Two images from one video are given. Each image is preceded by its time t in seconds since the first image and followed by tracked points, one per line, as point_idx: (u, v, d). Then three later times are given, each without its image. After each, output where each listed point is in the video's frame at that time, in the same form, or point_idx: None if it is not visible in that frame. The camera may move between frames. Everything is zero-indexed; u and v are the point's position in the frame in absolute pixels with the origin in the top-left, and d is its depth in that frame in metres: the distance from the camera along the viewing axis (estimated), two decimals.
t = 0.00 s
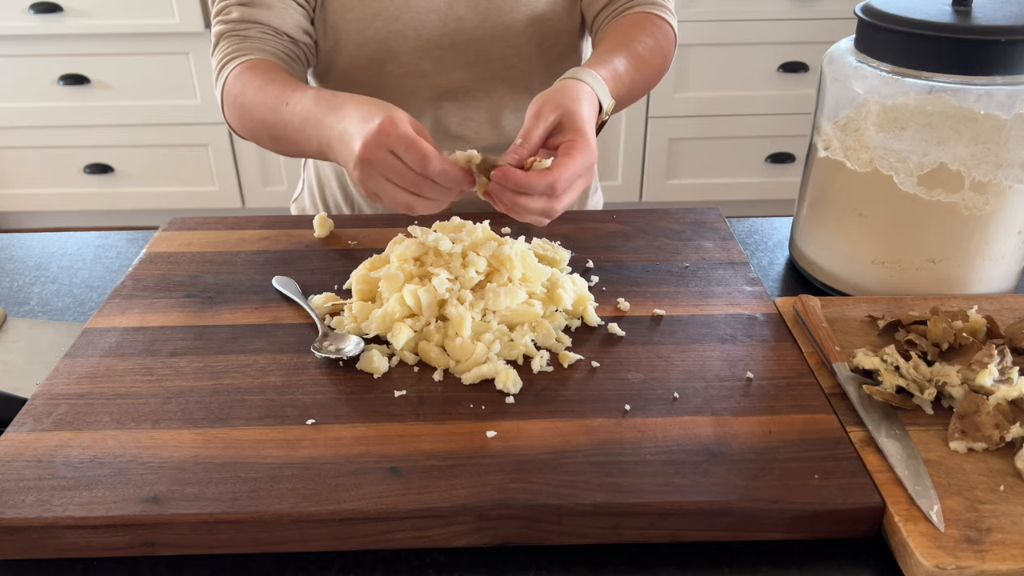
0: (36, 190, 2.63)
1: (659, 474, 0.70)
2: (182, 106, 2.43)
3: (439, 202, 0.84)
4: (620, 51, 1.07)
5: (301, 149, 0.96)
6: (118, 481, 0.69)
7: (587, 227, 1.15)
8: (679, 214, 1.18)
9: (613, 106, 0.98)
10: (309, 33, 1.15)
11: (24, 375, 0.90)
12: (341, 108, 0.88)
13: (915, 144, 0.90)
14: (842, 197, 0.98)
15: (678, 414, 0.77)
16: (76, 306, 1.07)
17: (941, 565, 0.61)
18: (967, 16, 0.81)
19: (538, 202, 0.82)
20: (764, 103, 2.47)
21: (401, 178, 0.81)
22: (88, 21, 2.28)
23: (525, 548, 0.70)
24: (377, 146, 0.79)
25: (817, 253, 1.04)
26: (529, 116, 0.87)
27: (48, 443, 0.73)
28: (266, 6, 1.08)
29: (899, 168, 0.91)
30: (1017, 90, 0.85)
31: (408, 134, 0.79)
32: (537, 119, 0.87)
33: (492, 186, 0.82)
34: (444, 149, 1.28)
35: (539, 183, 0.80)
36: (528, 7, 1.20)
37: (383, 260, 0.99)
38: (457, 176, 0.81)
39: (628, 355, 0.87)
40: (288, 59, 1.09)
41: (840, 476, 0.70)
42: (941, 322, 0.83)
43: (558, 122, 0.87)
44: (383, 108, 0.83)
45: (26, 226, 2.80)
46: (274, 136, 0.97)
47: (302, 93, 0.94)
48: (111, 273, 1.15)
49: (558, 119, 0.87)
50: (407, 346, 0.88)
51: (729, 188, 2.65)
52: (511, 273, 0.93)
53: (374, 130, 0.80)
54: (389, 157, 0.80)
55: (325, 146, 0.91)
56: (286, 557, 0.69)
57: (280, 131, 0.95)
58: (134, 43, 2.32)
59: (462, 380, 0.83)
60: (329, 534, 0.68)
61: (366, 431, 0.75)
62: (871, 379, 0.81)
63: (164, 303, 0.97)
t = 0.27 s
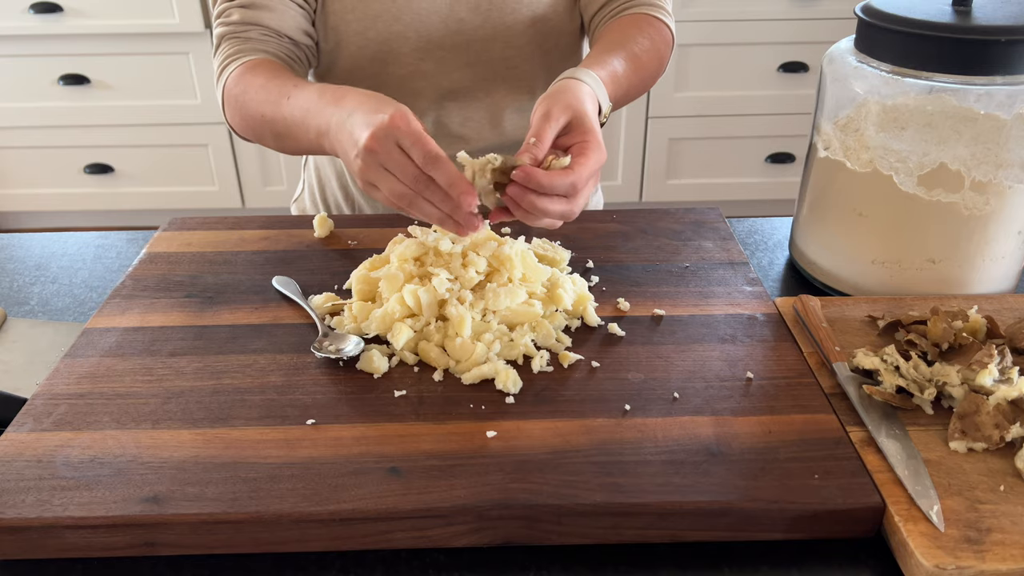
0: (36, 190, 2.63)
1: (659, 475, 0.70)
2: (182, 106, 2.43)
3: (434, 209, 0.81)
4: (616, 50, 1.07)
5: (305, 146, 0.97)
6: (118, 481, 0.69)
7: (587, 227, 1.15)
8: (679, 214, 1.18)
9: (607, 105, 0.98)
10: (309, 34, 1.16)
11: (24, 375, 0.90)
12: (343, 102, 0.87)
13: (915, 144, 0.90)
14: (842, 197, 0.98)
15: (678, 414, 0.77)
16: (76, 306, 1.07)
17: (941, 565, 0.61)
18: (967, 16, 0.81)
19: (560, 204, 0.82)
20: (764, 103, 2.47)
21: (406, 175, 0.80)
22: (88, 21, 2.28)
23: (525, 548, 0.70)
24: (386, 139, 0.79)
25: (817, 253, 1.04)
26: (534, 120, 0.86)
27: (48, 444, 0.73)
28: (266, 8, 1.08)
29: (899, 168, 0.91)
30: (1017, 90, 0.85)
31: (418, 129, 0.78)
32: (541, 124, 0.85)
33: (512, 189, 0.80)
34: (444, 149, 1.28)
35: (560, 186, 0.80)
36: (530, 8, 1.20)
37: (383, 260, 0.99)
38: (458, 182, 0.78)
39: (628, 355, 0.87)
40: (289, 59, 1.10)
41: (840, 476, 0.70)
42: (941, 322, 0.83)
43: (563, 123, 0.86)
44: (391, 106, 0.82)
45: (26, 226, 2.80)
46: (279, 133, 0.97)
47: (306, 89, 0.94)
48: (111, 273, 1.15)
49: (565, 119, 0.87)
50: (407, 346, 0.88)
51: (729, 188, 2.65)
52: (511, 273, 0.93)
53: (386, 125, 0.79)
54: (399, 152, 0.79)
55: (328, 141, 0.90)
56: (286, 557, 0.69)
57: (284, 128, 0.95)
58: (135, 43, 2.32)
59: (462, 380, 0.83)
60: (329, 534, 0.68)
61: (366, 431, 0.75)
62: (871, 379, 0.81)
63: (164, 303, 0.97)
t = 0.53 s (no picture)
0: (36, 190, 2.63)
1: (659, 475, 0.70)
2: (182, 106, 2.44)
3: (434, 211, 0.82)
4: (610, 47, 1.07)
5: (318, 150, 0.97)
6: (118, 481, 0.69)
7: (587, 227, 1.15)
8: (679, 214, 1.18)
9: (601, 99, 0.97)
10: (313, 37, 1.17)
11: (24, 375, 0.90)
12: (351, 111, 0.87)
13: (916, 144, 0.90)
14: (842, 197, 0.98)
15: (678, 414, 0.77)
16: (76, 307, 1.07)
17: (941, 565, 0.61)
18: (967, 16, 0.81)
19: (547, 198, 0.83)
20: (764, 103, 2.47)
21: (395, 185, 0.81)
22: (88, 21, 2.28)
23: (525, 548, 0.70)
24: (373, 154, 0.80)
25: (817, 253, 1.04)
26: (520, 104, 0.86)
27: (48, 443, 0.73)
28: (271, 14, 1.09)
29: (899, 168, 0.91)
30: (1017, 90, 0.85)
31: (402, 143, 0.78)
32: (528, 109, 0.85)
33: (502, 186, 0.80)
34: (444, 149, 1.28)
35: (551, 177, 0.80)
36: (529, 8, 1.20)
37: (383, 260, 0.99)
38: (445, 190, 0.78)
39: (628, 355, 0.87)
40: (295, 64, 1.11)
41: (840, 476, 0.70)
42: (941, 322, 0.83)
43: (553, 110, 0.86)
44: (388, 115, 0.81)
45: (26, 226, 2.80)
46: (290, 138, 0.98)
47: (315, 96, 0.94)
48: (111, 273, 1.15)
49: (554, 107, 0.87)
50: (407, 346, 0.88)
51: (729, 188, 2.65)
52: (511, 273, 0.93)
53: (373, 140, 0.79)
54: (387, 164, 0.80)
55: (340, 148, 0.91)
56: (286, 557, 0.69)
57: (295, 134, 0.96)
58: (135, 43, 2.32)
59: (462, 380, 0.83)
60: (329, 534, 0.68)
61: (366, 431, 0.75)
62: (871, 379, 0.81)
63: (164, 303, 0.97)
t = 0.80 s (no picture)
0: (36, 190, 2.64)
1: (659, 474, 0.70)
2: (182, 106, 2.43)
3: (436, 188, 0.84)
4: (612, 45, 1.07)
5: (313, 151, 0.97)
6: (118, 481, 0.69)
7: (587, 227, 1.15)
8: (679, 214, 1.18)
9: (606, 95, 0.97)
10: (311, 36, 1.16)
11: (24, 375, 0.90)
12: (346, 107, 0.89)
13: (915, 144, 0.90)
14: (842, 197, 0.98)
15: (678, 414, 0.77)
16: (76, 307, 1.07)
17: (941, 565, 0.61)
18: (967, 16, 0.81)
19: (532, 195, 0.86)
20: (764, 103, 2.47)
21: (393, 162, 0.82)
22: (88, 21, 2.28)
23: (524, 548, 0.70)
24: (367, 135, 0.81)
25: (817, 253, 1.04)
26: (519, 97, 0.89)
27: (48, 443, 0.73)
28: (268, 14, 1.08)
29: (899, 168, 0.91)
30: (1017, 90, 0.85)
31: (397, 118, 0.80)
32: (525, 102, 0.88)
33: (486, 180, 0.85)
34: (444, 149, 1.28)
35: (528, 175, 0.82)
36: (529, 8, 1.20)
37: (383, 260, 0.99)
38: (453, 156, 0.82)
39: (628, 355, 0.87)
40: (292, 65, 1.10)
41: (840, 476, 0.70)
42: (941, 322, 0.83)
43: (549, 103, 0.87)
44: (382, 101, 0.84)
45: (26, 226, 2.80)
46: (286, 139, 0.98)
47: (309, 95, 0.94)
48: (111, 273, 1.15)
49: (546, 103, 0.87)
50: (407, 346, 0.88)
51: (729, 188, 2.65)
52: (511, 273, 0.93)
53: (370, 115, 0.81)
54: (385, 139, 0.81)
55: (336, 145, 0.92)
56: (287, 557, 0.69)
57: (291, 134, 0.97)
58: (134, 43, 2.32)
59: (462, 380, 0.83)
60: (329, 534, 0.68)
61: (366, 431, 0.75)
62: (871, 379, 0.81)
63: (164, 303, 0.97)
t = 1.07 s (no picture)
0: (36, 190, 2.64)
1: (659, 475, 0.70)
2: (182, 106, 2.44)
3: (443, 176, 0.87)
4: (631, 48, 1.07)
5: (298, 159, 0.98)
6: (118, 481, 0.69)
7: (587, 227, 1.15)
8: (679, 214, 1.18)
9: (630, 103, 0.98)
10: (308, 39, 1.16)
11: (24, 375, 0.90)
12: (329, 114, 0.89)
13: (915, 144, 0.90)
14: (842, 197, 0.98)
15: (678, 414, 0.77)
16: (77, 307, 1.07)
17: (941, 565, 0.61)
18: (967, 16, 0.81)
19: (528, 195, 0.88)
20: (764, 103, 2.47)
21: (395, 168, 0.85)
22: (88, 21, 2.28)
23: (524, 547, 0.70)
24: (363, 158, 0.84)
25: (817, 253, 1.04)
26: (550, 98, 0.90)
27: (48, 444, 0.73)
28: (263, 16, 1.09)
29: (899, 168, 0.91)
30: (1017, 90, 0.85)
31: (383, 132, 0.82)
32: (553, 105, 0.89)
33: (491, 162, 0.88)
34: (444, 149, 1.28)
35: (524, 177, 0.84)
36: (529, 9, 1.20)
37: (383, 260, 0.99)
38: (447, 134, 0.83)
39: (628, 355, 0.87)
40: (286, 68, 1.10)
41: (840, 476, 0.70)
42: (941, 322, 0.83)
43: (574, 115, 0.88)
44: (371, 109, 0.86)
45: (26, 226, 2.80)
46: (274, 148, 0.99)
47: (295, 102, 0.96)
48: (111, 273, 1.15)
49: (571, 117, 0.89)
50: (407, 346, 0.88)
51: (729, 189, 2.65)
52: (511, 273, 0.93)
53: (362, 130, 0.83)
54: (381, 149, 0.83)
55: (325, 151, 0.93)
56: (287, 557, 0.69)
57: (278, 143, 0.97)
58: (134, 43, 2.32)
59: (462, 380, 0.83)
60: (329, 534, 0.68)
61: (366, 431, 0.75)
62: (871, 379, 0.81)
63: (164, 303, 0.97)
